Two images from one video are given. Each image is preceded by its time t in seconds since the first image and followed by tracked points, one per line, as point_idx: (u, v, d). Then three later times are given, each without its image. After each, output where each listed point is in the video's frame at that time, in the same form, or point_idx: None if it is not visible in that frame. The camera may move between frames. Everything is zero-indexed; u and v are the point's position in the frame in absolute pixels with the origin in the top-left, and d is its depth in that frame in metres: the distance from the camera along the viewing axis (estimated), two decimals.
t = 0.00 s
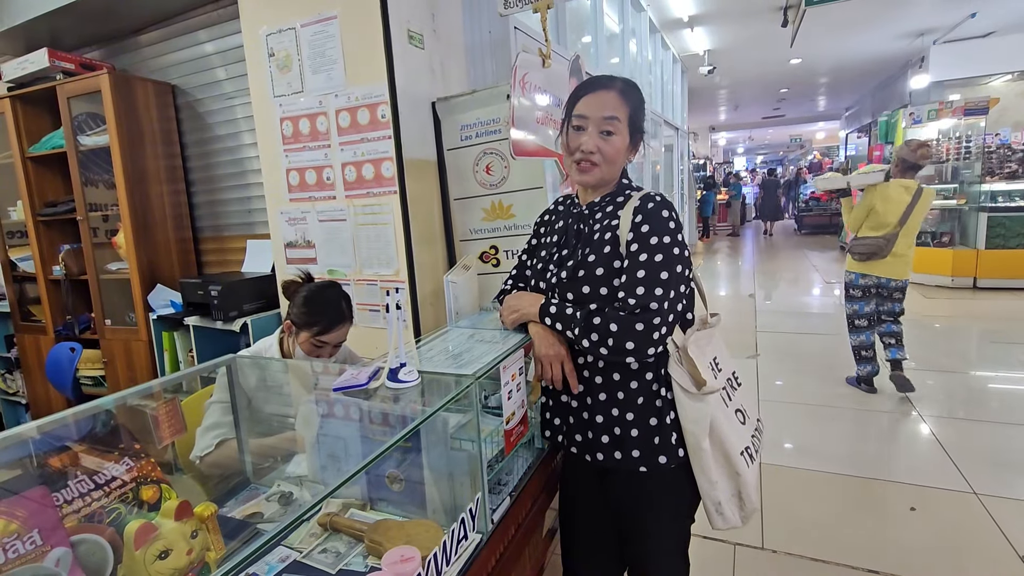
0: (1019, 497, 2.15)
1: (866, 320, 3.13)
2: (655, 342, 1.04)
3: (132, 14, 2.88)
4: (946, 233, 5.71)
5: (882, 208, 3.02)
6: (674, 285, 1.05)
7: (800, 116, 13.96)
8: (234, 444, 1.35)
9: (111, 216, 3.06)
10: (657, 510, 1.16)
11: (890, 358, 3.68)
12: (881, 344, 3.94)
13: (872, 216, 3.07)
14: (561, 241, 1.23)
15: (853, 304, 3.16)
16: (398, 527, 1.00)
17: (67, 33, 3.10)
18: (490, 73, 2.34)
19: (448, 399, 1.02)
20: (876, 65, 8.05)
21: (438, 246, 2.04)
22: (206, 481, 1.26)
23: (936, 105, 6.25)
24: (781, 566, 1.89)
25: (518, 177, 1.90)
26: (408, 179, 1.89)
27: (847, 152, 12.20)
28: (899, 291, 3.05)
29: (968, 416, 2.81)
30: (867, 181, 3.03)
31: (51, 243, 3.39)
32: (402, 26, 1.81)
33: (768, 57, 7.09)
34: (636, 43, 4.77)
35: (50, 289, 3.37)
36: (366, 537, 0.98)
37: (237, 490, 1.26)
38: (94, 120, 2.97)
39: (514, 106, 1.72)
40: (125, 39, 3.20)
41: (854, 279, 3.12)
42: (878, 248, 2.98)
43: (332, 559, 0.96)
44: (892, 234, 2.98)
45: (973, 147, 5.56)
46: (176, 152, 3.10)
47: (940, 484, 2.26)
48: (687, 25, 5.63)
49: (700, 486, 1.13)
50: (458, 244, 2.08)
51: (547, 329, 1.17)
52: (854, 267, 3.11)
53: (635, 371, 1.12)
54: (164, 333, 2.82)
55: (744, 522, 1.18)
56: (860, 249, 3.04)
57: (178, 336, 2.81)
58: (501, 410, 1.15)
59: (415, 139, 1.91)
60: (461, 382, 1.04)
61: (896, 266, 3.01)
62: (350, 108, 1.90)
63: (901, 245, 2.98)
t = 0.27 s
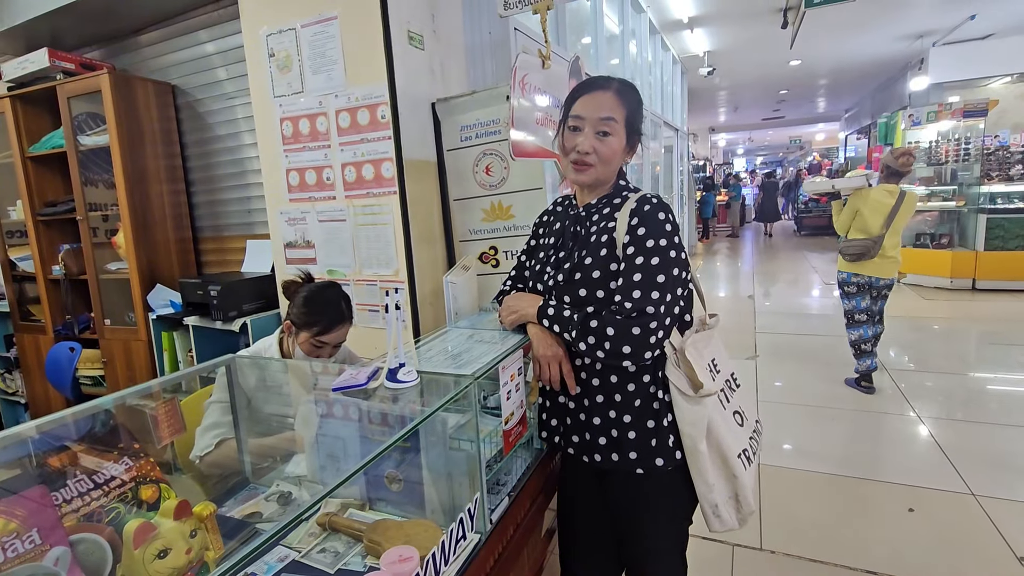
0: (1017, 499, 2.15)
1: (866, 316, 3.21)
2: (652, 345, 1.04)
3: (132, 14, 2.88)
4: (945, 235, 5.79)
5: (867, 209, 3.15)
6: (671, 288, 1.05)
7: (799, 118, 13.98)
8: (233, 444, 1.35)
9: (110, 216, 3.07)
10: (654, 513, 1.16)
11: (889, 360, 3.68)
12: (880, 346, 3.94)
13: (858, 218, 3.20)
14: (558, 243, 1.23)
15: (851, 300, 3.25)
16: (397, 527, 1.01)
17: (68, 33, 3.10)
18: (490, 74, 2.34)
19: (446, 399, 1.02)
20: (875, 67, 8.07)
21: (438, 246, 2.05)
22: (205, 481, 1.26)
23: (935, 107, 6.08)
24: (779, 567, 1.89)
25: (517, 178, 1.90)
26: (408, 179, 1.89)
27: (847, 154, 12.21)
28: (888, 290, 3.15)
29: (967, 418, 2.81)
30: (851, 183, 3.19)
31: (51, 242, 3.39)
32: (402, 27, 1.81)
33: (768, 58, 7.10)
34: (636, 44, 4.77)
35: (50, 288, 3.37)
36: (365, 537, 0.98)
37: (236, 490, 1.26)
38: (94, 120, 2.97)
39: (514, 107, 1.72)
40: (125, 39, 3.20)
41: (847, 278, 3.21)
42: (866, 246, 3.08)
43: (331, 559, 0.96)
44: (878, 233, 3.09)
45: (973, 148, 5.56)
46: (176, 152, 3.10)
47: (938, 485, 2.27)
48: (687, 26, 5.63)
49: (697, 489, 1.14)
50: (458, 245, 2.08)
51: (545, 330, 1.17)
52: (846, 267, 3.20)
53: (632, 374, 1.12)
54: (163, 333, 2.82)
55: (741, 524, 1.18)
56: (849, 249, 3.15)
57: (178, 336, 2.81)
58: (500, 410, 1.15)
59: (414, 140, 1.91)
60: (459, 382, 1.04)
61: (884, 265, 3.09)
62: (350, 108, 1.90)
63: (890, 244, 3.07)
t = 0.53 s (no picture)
0: (1016, 500, 2.15)
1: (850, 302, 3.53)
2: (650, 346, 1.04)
3: (133, 14, 2.89)
4: (944, 235, 5.82)
5: (864, 207, 3.44)
6: (670, 290, 1.06)
7: (799, 119, 14.00)
8: (232, 444, 1.35)
9: (110, 215, 3.07)
10: (652, 514, 1.16)
11: (888, 361, 3.69)
12: (879, 347, 3.95)
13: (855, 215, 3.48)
14: (557, 244, 1.23)
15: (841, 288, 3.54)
16: (395, 527, 1.01)
17: (68, 33, 3.10)
18: (491, 75, 2.34)
19: (446, 399, 1.02)
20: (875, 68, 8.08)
21: (437, 247, 2.05)
22: (204, 481, 1.26)
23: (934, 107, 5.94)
24: (777, 567, 1.89)
25: (517, 179, 1.90)
26: (408, 180, 1.89)
27: (846, 155, 12.22)
28: (888, 279, 3.42)
29: (966, 419, 2.82)
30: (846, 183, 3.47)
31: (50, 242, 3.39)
32: (402, 27, 1.82)
33: (767, 60, 7.11)
34: (636, 45, 4.78)
35: (50, 288, 3.37)
36: (363, 536, 0.99)
37: (234, 490, 1.26)
38: (94, 120, 2.97)
39: (514, 107, 1.73)
40: (125, 39, 3.21)
41: (847, 271, 3.52)
42: (867, 242, 3.37)
43: (329, 559, 0.96)
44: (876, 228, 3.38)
45: (972, 150, 5.58)
46: (175, 152, 3.10)
47: (937, 486, 2.27)
48: (687, 27, 5.64)
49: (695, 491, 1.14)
50: (457, 245, 2.09)
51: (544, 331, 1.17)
52: (847, 262, 3.51)
53: (631, 375, 1.12)
54: (163, 333, 2.82)
55: (738, 526, 1.18)
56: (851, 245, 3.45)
57: (177, 336, 2.81)
58: (499, 410, 1.15)
59: (414, 140, 1.91)
60: (458, 382, 1.05)
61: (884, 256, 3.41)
62: (350, 108, 1.90)
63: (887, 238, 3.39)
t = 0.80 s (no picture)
0: (1015, 501, 2.15)
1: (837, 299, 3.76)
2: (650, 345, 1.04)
3: (134, 14, 2.89)
4: (944, 237, 5.81)
5: (852, 209, 3.54)
6: (671, 290, 1.06)
7: (800, 120, 14.01)
8: (232, 443, 1.35)
9: (110, 215, 3.07)
10: (650, 514, 1.16)
11: (887, 362, 3.69)
12: (878, 348, 3.95)
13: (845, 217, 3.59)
14: (557, 244, 1.23)
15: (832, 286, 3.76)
16: (395, 527, 1.01)
17: (68, 32, 3.11)
18: (491, 76, 2.35)
19: (446, 399, 1.02)
20: (875, 69, 8.09)
21: (437, 247, 2.05)
22: (204, 480, 1.27)
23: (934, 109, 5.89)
24: (776, 568, 1.90)
25: (517, 179, 1.91)
26: (408, 180, 1.89)
27: (847, 156, 12.24)
28: (875, 275, 3.55)
29: (965, 420, 2.82)
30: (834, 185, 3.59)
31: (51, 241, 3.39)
32: (402, 28, 1.82)
33: (767, 61, 7.12)
34: (636, 46, 4.79)
35: (50, 287, 3.37)
36: (363, 535, 0.99)
37: (234, 489, 1.26)
38: (94, 120, 2.98)
39: (514, 108, 1.73)
40: (126, 38, 3.21)
41: (836, 270, 3.68)
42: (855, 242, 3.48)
43: (329, 558, 0.96)
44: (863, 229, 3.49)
45: (972, 151, 5.59)
46: (176, 152, 3.10)
47: (936, 487, 2.27)
48: (687, 28, 5.65)
49: (693, 491, 1.14)
50: (457, 246, 2.09)
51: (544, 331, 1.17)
52: (837, 260, 3.64)
53: (630, 375, 1.12)
54: (163, 332, 2.82)
55: (735, 527, 1.19)
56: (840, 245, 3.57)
57: (177, 336, 2.81)
58: (499, 410, 1.15)
59: (414, 140, 1.91)
60: (458, 382, 1.05)
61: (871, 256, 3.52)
62: (350, 109, 1.90)
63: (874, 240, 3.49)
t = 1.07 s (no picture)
0: (1013, 501, 2.16)
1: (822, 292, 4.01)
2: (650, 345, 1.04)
3: (134, 13, 2.89)
4: (943, 237, 5.81)
5: (835, 208, 3.82)
6: (671, 290, 1.06)
7: (800, 120, 14.02)
8: (232, 442, 1.35)
9: (110, 214, 3.07)
10: (650, 513, 1.17)
11: (886, 362, 3.70)
12: (878, 348, 3.96)
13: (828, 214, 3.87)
14: (558, 244, 1.23)
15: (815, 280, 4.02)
16: (395, 526, 1.01)
17: (68, 31, 3.10)
18: (491, 76, 2.35)
19: (446, 398, 1.02)
20: (875, 70, 8.10)
21: (437, 246, 2.05)
22: (203, 479, 1.26)
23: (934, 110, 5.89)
24: (776, 568, 1.90)
25: (517, 179, 1.91)
26: (408, 179, 1.89)
27: (846, 156, 12.24)
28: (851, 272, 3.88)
29: (964, 421, 2.82)
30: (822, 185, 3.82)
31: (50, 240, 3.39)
32: (403, 28, 1.82)
33: (767, 61, 7.13)
34: (636, 46, 4.79)
35: (49, 286, 3.37)
36: (363, 534, 0.99)
37: (234, 488, 1.26)
38: (94, 119, 2.98)
39: (515, 108, 1.74)
40: (126, 38, 3.21)
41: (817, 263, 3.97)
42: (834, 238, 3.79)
43: (329, 557, 0.96)
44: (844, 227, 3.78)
45: (971, 152, 5.60)
46: (176, 152, 3.10)
47: (935, 487, 2.28)
48: (687, 29, 5.66)
49: (693, 490, 1.14)
50: (457, 245, 2.09)
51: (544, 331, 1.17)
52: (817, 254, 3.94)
53: (631, 374, 1.13)
54: (162, 332, 2.82)
55: (735, 525, 1.19)
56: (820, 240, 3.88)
57: (177, 335, 2.81)
58: (499, 410, 1.15)
59: (414, 140, 1.91)
60: (458, 381, 1.05)
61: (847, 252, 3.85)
62: (350, 108, 1.90)
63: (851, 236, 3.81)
